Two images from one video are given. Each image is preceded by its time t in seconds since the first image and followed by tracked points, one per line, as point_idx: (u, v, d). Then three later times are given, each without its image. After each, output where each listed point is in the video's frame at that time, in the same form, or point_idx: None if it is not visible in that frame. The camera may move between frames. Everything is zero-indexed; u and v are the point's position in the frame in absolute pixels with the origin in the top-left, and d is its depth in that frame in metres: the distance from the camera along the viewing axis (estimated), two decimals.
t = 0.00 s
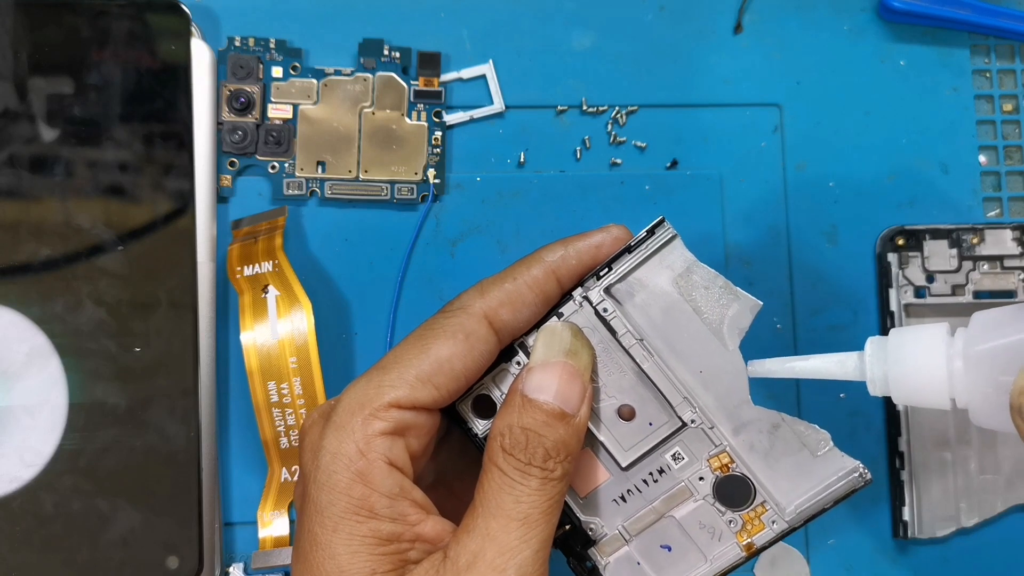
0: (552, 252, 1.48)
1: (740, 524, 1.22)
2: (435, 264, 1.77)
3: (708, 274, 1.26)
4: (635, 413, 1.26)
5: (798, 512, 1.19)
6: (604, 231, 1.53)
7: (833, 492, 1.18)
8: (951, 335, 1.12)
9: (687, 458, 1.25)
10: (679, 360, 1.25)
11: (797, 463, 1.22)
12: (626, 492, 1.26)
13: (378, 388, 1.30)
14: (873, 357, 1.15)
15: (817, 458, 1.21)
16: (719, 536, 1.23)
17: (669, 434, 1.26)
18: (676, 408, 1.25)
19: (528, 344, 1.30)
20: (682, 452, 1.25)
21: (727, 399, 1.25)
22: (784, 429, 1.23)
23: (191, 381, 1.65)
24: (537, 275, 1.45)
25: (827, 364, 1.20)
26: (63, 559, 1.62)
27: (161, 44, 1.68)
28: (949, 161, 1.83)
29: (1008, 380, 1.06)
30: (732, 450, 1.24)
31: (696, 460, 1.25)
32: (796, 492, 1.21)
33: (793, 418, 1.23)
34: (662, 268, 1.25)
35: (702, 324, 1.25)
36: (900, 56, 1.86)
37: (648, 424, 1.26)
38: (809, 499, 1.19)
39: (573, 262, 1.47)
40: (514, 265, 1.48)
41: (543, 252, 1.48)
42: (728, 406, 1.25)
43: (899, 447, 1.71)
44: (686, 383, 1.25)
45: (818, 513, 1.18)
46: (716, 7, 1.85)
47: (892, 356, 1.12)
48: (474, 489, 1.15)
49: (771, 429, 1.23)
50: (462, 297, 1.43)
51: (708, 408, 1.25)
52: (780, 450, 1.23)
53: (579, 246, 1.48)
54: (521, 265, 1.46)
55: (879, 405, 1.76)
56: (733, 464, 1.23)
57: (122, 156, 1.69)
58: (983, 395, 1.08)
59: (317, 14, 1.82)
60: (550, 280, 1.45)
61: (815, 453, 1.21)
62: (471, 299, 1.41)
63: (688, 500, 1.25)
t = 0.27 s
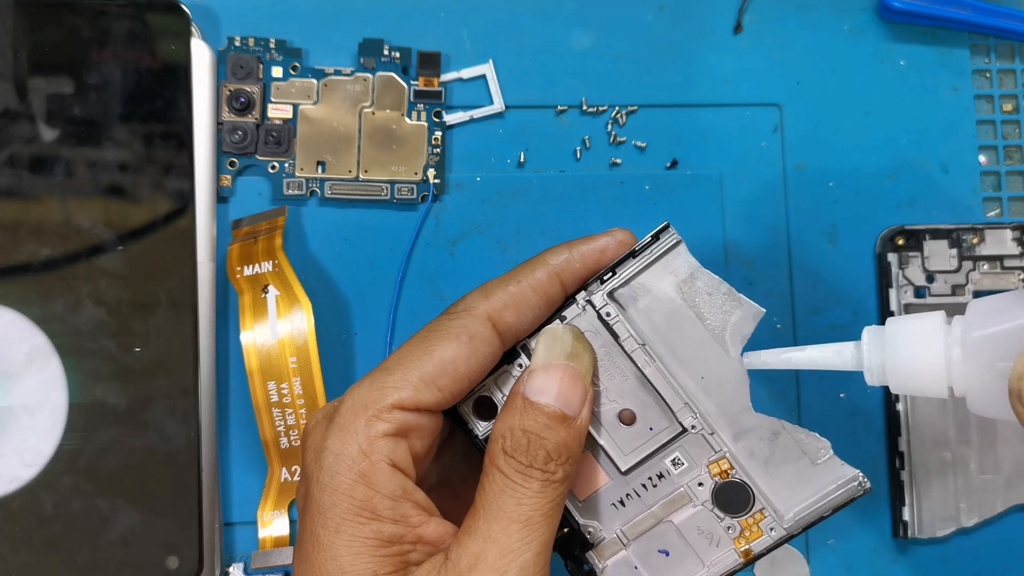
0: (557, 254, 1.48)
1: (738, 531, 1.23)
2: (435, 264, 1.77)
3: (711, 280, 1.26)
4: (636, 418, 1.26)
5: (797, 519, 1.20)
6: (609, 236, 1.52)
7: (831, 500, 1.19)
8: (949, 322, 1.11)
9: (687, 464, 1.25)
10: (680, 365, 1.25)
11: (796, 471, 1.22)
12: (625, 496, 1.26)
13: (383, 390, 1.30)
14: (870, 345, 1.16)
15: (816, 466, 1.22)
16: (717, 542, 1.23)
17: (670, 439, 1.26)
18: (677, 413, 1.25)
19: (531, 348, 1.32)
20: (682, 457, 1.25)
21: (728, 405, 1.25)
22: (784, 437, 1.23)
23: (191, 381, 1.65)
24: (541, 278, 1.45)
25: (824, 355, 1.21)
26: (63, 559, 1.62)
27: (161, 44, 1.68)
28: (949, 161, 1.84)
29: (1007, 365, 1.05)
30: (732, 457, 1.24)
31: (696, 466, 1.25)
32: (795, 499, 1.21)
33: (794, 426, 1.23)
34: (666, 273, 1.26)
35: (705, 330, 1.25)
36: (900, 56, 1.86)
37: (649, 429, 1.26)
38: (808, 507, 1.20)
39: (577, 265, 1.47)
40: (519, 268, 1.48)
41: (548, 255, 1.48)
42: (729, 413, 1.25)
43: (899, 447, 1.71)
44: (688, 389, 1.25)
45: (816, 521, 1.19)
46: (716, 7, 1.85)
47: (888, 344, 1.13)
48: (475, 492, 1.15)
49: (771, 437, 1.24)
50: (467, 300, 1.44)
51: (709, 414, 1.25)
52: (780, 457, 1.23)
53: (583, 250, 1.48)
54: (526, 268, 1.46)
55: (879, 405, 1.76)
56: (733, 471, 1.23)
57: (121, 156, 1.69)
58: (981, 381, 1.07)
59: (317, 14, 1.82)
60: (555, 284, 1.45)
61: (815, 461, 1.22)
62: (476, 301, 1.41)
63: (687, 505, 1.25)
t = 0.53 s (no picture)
0: (557, 254, 1.48)
1: (734, 535, 1.23)
2: (434, 264, 1.77)
3: (712, 283, 1.25)
4: (634, 419, 1.26)
5: (792, 525, 1.20)
6: (608, 235, 1.52)
7: (827, 506, 1.19)
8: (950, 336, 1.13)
9: (684, 466, 1.25)
10: (679, 367, 1.25)
11: (793, 476, 1.22)
12: (621, 497, 1.26)
13: (382, 388, 1.30)
14: (873, 359, 1.16)
15: (813, 472, 1.22)
16: (712, 545, 1.23)
17: (667, 441, 1.26)
18: (675, 415, 1.25)
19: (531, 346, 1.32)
20: (679, 460, 1.25)
21: (727, 408, 1.25)
22: (782, 442, 1.23)
23: (191, 381, 1.65)
24: (541, 277, 1.44)
25: (828, 369, 1.20)
26: (63, 559, 1.62)
27: (161, 44, 1.68)
28: (949, 161, 1.84)
29: (1009, 379, 1.07)
30: (729, 460, 1.24)
31: (693, 468, 1.25)
32: (791, 504, 1.21)
33: (792, 430, 1.23)
34: (667, 275, 1.26)
35: (705, 332, 1.25)
36: (900, 56, 1.86)
37: (647, 430, 1.26)
38: (803, 513, 1.20)
39: (578, 265, 1.47)
40: (519, 267, 1.48)
41: (547, 255, 1.48)
42: (727, 415, 1.25)
43: (899, 447, 1.71)
44: (686, 391, 1.25)
45: (812, 527, 1.19)
46: (716, 7, 1.85)
47: (892, 359, 1.13)
48: (473, 490, 1.15)
49: (769, 440, 1.24)
50: (466, 299, 1.44)
51: (707, 417, 1.25)
52: (777, 462, 1.23)
53: (583, 249, 1.48)
54: (526, 267, 1.46)
55: (879, 405, 1.76)
56: (730, 474, 1.23)
57: (121, 156, 1.69)
58: (985, 395, 1.09)
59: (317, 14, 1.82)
60: (555, 283, 1.45)
61: (812, 467, 1.22)
62: (476, 299, 1.42)
63: (683, 508, 1.25)
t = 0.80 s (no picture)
0: (553, 250, 1.48)
1: (732, 528, 1.23)
2: (434, 264, 1.77)
3: (709, 277, 1.26)
4: (632, 414, 1.26)
5: (791, 518, 1.20)
6: (604, 231, 1.52)
7: (826, 498, 1.19)
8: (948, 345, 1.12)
9: (682, 461, 1.25)
10: (677, 362, 1.25)
11: (791, 468, 1.23)
12: (620, 491, 1.26)
13: (379, 386, 1.30)
14: (871, 369, 1.15)
15: (811, 464, 1.22)
16: (711, 539, 1.23)
17: (665, 436, 1.26)
18: (673, 410, 1.25)
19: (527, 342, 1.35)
20: (677, 454, 1.25)
21: (725, 402, 1.25)
22: (780, 435, 1.24)
23: (191, 381, 1.65)
24: (538, 274, 1.45)
25: (825, 380, 1.21)
26: (63, 559, 1.62)
27: (161, 44, 1.68)
28: (949, 161, 1.84)
29: (1008, 387, 1.06)
30: (727, 454, 1.24)
31: (691, 463, 1.25)
32: (789, 497, 1.22)
33: (790, 424, 1.24)
34: (664, 270, 1.25)
35: (702, 327, 1.25)
36: (900, 56, 1.86)
37: (645, 425, 1.26)
38: (802, 506, 1.20)
39: (574, 260, 1.46)
40: (514, 263, 1.48)
41: (543, 251, 1.48)
42: (725, 410, 1.25)
43: (899, 447, 1.71)
44: (684, 385, 1.25)
45: (810, 520, 1.19)
46: (716, 7, 1.85)
47: (891, 368, 1.12)
48: (472, 486, 1.15)
49: (767, 434, 1.24)
50: (463, 295, 1.43)
51: (706, 411, 1.25)
52: (774, 455, 1.24)
53: (579, 245, 1.48)
54: (522, 263, 1.46)
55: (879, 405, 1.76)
56: (728, 468, 1.23)
57: (121, 157, 1.69)
58: (984, 404, 1.08)
59: (317, 14, 1.82)
60: (551, 278, 1.45)
61: (810, 460, 1.22)
62: (472, 296, 1.41)
63: (681, 502, 1.25)
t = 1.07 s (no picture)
0: (551, 248, 1.48)
1: (731, 526, 1.23)
2: (434, 264, 1.77)
3: (707, 275, 1.25)
4: (631, 411, 1.26)
5: (790, 515, 1.20)
6: (602, 229, 1.53)
7: (825, 496, 1.19)
8: (949, 348, 1.12)
9: (681, 459, 1.25)
10: (676, 359, 1.25)
11: (791, 466, 1.22)
12: (619, 489, 1.27)
13: (377, 384, 1.30)
14: (870, 373, 1.16)
15: (810, 462, 1.22)
16: (710, 537, 1.23)
17: (664, 433, 1.26)
18: (671, 408, 1.25)
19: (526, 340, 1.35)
20: (676, 452, 1.25)
21: (724, 399, 1.25)
22: (779, 433, 1.23)
23: (191, 381, 1.65)
24: (536, 271, 1.44)
25: (824, 386, 1.21)
26: (63, 559, 1.62)
27: (161, 44, 1.68)
28: (949, 161, 1.84)
29: (1007, 392, 1.05)
30: (726, 451, 1.24)
31: (690, 460, 1.25)
32: (789, 495, 1.22)
33: (789, 421, 1.23)
34: (662, 268, 1.25)
35: (700, 325, 1.25)
36: (900, 56, 1.86)
37: (644, 423, 1.26)
38: (801, 503, 1.20)
39: (572, 258, 1.47)
40: (512, 262, 1.48)
41: (541, 249, 1.48)
42: (723, 408, 1.25)
43: (899, 447, 1.71)
44: (683, 383, 1.25)
45: (809, 517, 1.19)
46: (716, 7, 1.85)
47: (890, 373, 1.12)
48: (470, 484, 1.15)
49: (766, 431, 1.24)
50: (461, 293, 1.43)
51: (704, 409, 1.25)
52: (774, 452, 1.23)
53: (578, 243, 1.48)
54: (520, 261, 1.46)
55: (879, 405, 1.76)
56: (727, 466, 1.23)
57: (122, 157, 1.69)
58: (983, 408, 1.07)
59: (317, 14, 1.82)
60: (550, 276, 1.45)
61: (809, 457, 1.22)
62: (470, 294, 1.41)
63: (681, 500, 1.25)
